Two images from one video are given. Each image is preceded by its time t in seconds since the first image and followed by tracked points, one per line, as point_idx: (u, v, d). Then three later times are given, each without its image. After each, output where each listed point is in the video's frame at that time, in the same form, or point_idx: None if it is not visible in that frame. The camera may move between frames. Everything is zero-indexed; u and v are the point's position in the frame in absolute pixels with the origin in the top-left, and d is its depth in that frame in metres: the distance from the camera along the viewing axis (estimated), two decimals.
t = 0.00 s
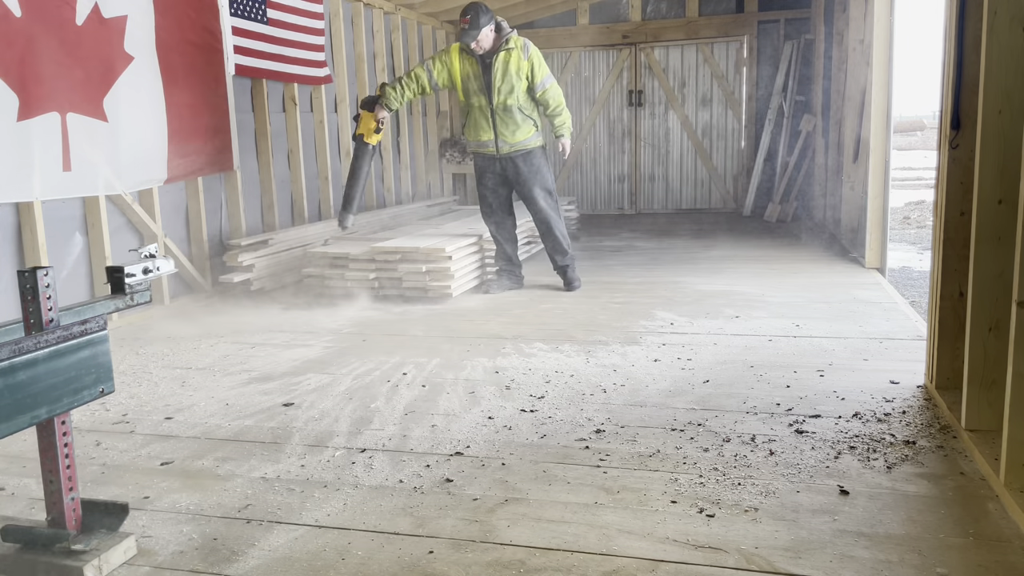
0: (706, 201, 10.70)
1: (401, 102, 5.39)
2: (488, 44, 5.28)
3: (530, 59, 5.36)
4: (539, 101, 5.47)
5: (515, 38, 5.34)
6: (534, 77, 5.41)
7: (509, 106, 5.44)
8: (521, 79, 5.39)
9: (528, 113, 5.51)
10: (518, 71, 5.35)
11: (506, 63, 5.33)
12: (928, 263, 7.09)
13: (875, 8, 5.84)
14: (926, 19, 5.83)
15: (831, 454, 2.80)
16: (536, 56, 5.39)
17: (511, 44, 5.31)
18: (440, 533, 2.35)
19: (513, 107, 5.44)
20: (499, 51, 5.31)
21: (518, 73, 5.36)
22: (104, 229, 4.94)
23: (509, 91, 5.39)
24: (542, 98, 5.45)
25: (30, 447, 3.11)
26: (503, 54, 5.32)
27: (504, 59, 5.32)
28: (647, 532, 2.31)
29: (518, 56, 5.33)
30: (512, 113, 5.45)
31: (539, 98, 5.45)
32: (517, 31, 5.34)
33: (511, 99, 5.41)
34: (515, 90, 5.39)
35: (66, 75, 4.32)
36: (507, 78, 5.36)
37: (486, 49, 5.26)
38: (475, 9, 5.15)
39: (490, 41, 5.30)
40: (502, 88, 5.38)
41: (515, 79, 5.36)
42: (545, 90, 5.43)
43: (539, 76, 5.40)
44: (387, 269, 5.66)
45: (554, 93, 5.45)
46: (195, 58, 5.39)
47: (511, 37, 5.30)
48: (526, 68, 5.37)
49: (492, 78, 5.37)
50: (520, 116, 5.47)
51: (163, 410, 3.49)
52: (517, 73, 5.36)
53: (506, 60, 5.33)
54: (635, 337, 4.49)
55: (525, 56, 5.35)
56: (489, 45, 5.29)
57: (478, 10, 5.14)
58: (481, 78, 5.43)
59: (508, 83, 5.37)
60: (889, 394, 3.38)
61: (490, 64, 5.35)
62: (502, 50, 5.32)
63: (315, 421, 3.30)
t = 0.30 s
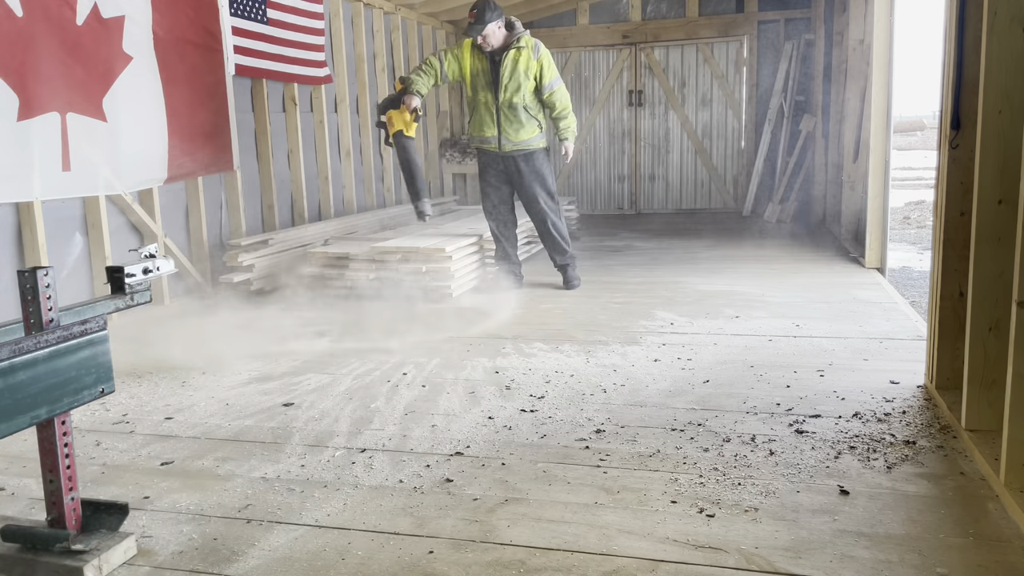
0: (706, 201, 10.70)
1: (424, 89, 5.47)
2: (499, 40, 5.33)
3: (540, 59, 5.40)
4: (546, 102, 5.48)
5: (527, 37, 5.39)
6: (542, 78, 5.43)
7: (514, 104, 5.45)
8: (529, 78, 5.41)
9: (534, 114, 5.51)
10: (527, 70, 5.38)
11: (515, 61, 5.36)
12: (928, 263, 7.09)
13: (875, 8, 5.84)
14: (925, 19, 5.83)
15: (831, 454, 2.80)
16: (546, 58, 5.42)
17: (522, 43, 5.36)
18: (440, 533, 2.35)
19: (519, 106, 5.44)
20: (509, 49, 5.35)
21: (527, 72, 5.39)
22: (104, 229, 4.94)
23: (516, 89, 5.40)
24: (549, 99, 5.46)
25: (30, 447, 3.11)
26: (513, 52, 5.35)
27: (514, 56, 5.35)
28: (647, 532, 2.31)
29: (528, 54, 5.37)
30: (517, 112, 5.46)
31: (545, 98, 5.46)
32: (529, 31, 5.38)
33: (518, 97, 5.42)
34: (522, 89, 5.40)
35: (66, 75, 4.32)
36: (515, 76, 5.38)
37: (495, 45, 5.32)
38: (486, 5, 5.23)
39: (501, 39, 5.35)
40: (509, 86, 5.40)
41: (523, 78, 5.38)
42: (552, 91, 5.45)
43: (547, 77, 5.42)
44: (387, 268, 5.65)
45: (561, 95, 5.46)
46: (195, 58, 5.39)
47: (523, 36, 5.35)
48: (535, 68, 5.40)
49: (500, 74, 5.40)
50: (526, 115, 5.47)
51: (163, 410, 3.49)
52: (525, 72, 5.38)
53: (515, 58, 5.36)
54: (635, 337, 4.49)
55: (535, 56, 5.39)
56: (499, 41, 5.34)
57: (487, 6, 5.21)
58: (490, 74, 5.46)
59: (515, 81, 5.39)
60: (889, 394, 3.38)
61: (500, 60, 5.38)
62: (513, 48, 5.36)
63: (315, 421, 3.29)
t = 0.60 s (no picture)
0: (706, 201, 10.70)
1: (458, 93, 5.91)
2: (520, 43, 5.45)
3: (557, 66, 5.43)
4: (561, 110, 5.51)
5: (549, 43, 5.44)
6: (560, 85, 5.44)
7: (528, 108, 5.54)
8: (545, 84, 5.47)
9: (547, 120, 5.57)
10: (544, 76, 5.44)
11: (533, 65, 5.45)
12: (928, 263, 7.09)
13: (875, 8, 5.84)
14: (925, 19, 5.83)
15: (831, 454, 2.80)
16: (566, 66, 5.43)
17: (542, 48, 5.43)
18: (440, 533, 2.35)
19: (532, 111, 5.52)
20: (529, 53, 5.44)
21: (543, 77, 5.45)
22: (104, 229, 4.94)
23: (530, 94, 5.48)
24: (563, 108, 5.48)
25: (30, 448, 3.11)
26: (531, 57, 5.44)
27: (531, 61, 5.44)
28: (647, 532, 2.31)
29: (546, 61, 5.43)
30: (529, 117, 5.54)
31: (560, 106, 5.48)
32: (552, 37, 5.42)
33: (531, 102, 5.50)
34: (536, 94, 5.47)
35: (65, 75, 4.32)
36: (530, 81, 5.46)
37: (516, 47, 5.46)
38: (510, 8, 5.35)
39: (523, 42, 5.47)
40: (524, 90, 5.49)
41: (538, 84, 5.44)
42: (568, 100, 5.44)
43: (564, 85, 5.43)
44: (387, 268, 5.65)
45: (576, 105, 5.44)
46: (195, 58, 5.40)
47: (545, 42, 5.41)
48: (552, 74, 5.45)
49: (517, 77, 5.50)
50: (537, 120, 5.55)
51: (163, 410, 3.49)
52: (541, 78, 5.45)
53: (533, 63, 5.45)
54: (635, 337, 4.49)
55: (554, 63, 5.43)
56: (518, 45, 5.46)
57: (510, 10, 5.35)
58: (510, 76, 5.59)
59: (529, 85, 5.47)
60: (889, 394, 3.38)
61: (518, 63, 5.49)
62: (532, 53, 5.45)
63: (315, 421, 3.29)
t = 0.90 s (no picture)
0: (706, 201, 10.70)
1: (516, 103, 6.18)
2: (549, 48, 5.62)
3: (579, 71, 5.48)
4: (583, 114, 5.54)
5: (575, 46, 5.54)
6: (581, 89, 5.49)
7: (555, 112, 5.66)
8: (569, 87, 5.55)
9: (572, 123, 5.64)
10: (564, 79, 5.54)
11: (557, 69, 5.58)
12: (928, 263, 7.09)
13: (875, 7, 5.84)
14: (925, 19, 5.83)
15: (831, 454, 2.80)
16: (587, 70, 5.46)
17: (567, 54, 5.53)
18: (440, 533, 2.35)
19: (556, 114, 5.64)
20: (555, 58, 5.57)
21: (566, 82, 5.55)
22: (104, 229, 4.94)
23: (553, 98, 5.61)
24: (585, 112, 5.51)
25: (30, 448, 3.11)
26: (556, 62, 5.58)
27: (556, 66, 5.58)
28: (647, 532, 2.31)
29: (567, 65, 5.52)
30: (554, 120, 5.67)
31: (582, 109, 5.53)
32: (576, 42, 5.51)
33: (556, 105, 5.62)
34: (560, 97, 5.59)
35: (65, 75, 4.32)
36: (554, 85, 5.59)
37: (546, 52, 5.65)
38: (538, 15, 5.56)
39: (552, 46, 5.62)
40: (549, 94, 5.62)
41: (559, 88, 5.56)
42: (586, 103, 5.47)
43: (585, 90, 5.47)
44: (388, 268, 5.65)
45: (596, 109, 5.44)
46: (195, 58, 5.40)
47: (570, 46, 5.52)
48: (573, 79, 5.52)
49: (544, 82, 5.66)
50: (562, 123, 5.65)
51: (163, 410, 3.49)
52: (564, 81, 5.54)
53: (557, 68, 5.57)
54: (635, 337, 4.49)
55: (575, 67, 5.50)
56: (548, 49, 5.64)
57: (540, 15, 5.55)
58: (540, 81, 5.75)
59: (553, 89, 5.61)
60: (889, 394, 3.38)
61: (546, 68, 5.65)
62: (559, 58, 5.58)
63: (315, 421, 3.29)
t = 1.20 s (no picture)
0: (706, 201, 10.70)
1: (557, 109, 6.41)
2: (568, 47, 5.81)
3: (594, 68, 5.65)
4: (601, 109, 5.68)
5: (592, 44, 5.69)
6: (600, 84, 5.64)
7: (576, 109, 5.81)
8: (586, 85, 5.72)
9: (591, 120, 5.77)
10: (582, 77, 5.70)
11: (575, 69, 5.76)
12: (928, 263, 7.09)
13: (875, 7, 5.84)
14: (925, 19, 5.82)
15: (831, 454, 2.80)
16: (602, 67, 5.61)
17: (583, 53, 5.70)
18: (440, 533, 2.35)
19: (575, 112, 5.81)
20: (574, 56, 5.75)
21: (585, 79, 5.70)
22: (104, 229, 4.94)
23: (572, 96, 5.79)
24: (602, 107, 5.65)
25: (30, 448, 3.11)
26: (574, 61, 5.76)
27: (574, 65, 5.76)
28: (647, 532, 2.31)
29: (583, 63, 5.69)
30: (573, 118, 5.83)
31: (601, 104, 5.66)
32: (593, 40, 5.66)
33: (575, 103, 5.79)
34: (578, 95, 5.76)
35: (65, 75, 4.32)
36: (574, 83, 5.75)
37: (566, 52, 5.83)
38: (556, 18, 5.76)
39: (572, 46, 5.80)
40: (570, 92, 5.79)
41: (577, 85, 5.74)
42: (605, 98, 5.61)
43: (601, 86, 5.63)
44: (388, 268, 5.64)
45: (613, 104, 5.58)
46: (195, 58, 5.40)
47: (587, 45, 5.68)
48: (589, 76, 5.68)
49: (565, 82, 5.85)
50: (581, 120, 5.80)
51: (163, 410, 3.49)
52: (581, 79, 5.71)
53: (574, 67, 5.75)
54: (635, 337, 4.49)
55: (591, 65, 5.66)
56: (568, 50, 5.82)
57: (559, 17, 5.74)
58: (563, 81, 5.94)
59: (571, 87, 5.79)
60: (889, 394, 3.38)
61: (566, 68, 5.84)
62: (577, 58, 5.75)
63: (315, 421, 3.29)
